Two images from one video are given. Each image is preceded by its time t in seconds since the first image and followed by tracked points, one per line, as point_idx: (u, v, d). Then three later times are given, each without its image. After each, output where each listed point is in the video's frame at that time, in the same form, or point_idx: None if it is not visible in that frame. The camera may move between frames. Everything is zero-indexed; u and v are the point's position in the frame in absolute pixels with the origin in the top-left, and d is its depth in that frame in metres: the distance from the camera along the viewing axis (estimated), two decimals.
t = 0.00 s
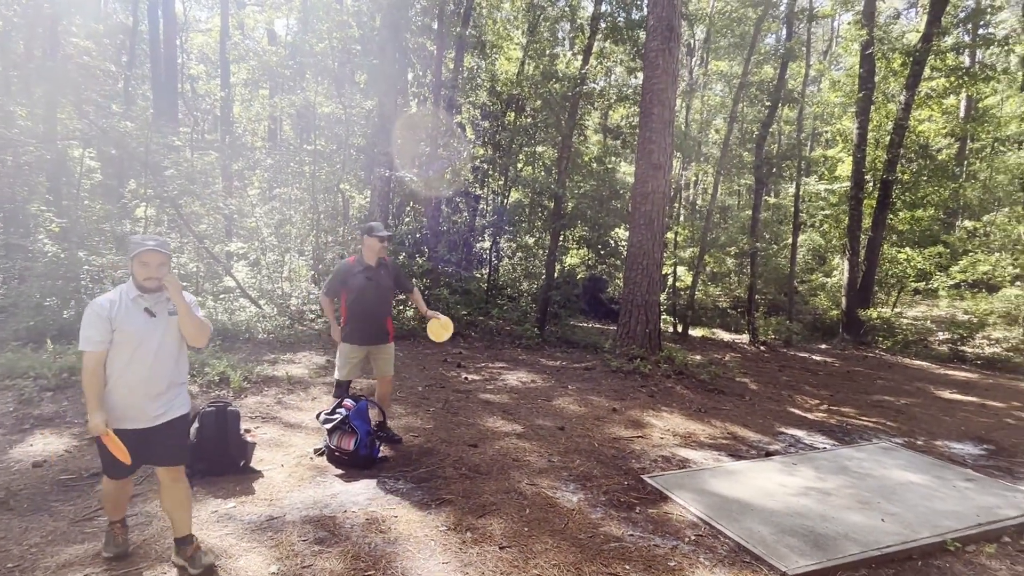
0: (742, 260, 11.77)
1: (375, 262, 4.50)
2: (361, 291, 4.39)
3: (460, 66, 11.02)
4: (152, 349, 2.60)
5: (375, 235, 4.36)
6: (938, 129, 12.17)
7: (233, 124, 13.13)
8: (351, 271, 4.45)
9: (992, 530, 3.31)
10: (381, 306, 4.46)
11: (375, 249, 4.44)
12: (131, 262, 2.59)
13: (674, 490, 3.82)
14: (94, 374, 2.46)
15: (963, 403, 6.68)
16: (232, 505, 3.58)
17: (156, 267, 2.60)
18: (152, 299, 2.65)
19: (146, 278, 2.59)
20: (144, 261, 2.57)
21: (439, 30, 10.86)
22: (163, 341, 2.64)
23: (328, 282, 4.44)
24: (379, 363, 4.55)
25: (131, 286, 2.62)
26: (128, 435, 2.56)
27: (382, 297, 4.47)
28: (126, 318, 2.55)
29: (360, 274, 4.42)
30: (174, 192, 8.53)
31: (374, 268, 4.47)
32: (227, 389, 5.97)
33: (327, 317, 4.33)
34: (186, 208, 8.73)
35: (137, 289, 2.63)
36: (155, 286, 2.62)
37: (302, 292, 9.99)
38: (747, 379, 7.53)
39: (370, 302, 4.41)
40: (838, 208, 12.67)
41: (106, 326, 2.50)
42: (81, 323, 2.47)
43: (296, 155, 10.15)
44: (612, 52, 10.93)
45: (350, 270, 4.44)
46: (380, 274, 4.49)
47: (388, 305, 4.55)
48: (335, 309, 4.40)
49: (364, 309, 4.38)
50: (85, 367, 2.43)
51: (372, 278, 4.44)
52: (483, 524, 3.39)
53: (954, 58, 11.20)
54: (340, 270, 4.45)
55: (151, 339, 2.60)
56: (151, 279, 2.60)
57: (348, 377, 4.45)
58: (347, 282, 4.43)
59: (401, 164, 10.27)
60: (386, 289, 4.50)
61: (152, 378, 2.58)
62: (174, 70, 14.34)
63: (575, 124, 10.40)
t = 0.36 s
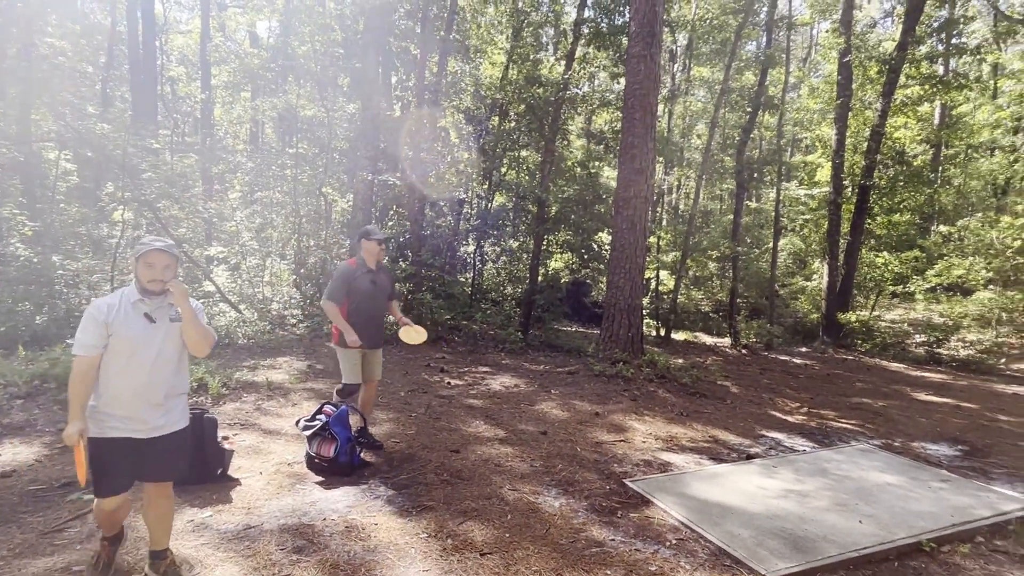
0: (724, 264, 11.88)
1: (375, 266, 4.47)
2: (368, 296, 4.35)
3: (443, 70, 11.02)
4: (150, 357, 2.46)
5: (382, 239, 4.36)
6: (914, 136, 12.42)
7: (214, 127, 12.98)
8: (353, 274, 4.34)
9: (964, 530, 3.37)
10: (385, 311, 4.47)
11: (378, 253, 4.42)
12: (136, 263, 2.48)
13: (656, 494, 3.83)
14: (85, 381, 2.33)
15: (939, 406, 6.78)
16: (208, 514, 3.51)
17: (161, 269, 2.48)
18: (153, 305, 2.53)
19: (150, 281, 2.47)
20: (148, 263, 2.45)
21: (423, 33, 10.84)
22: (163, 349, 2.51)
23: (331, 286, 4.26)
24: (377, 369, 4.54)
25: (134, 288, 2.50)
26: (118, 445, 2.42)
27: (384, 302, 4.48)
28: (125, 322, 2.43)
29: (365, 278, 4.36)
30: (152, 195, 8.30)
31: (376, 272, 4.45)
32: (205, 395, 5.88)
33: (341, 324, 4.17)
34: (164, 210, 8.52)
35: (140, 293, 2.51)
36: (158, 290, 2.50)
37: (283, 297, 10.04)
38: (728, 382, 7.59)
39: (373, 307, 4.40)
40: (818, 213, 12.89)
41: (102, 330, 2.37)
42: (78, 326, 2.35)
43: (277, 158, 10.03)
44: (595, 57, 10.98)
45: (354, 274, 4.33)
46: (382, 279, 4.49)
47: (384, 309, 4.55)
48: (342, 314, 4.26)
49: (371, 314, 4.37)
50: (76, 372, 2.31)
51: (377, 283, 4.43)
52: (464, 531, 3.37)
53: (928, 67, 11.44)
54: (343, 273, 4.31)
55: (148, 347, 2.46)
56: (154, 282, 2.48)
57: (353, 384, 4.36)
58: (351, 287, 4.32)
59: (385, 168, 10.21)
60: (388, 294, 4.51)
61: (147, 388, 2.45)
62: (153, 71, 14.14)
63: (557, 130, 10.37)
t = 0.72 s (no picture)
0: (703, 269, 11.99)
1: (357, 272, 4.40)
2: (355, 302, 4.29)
3: (424, 76, 11.01)
4: (122, 380, 2.28)
5: (364, 244, 4.33)
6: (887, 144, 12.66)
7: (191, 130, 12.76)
8: (336, 282, 4.25)
9: (936, 532, 3.41)
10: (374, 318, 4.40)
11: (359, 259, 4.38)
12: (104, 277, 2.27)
13: (635, 502, 3.81)
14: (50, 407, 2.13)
15: (911, 409, 6.91)
16: (178, 526, 3.42)
17: (133, 283, 2.29)
18: (123, 321, 2.32)
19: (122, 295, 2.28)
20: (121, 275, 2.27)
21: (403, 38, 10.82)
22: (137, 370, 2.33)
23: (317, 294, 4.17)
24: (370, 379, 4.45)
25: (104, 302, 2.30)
26: (87, 477, 2.23)
27: (370, 308, 4.42)
28: (92, 342, 2.22)
29: (349, 284, 4.29)
30: (125, 200, 8.23)
31: (359, 278, 4.39)
32: (178, 404, 5.76)
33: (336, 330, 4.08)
34: (138, 215, 8.35)
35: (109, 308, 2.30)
36: (130, 307, 2.30)
37: (260, 303, 10.01)
38: (707, 387, 7.65)
39: (359, 313, 4.33)
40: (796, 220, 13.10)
41: (66, 351, 2.16)
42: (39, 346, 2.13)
43: (255, 163, 10.25)
44: (575, 64, 11.04)
45: (337, 281, 4.25)
46: (367, 284, 4.43)
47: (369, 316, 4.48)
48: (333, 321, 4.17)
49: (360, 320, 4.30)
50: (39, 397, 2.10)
51: (360, 290, 4.36)
52: (441, 540, 3.33)
53: (899, 77, 11.70)
54: (327, 279, 4.22)
55: (119, 368, 2.27)
56: (126, 296, 2.29)
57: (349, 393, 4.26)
58: (336, 293, 4.24)
59: (364, 173, 10.14)
60: (373, 300, 4.46)
61: (119, 413, 2.27)
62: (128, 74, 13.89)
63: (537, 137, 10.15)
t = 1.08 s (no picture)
0: (682, 276, 12.11)
1: (337, 281, 4.26)
2: (332, 313, 4.15)
3: (405, 82, 11.02)
4: (74, 403, 2.08)
5: (339, 251, 4.18)
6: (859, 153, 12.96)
7: (165, 134, 12.54)
8: (312, 292, 4.17)
9: (909, 534, 3.46)
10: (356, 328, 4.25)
11: (337, 267, 4.23)
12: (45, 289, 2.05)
13: (615, 509, 3.80)
14: None
15: (885, 413, 7.05)
16: (148, 540, 3.32)
17: (79, 296, 2.08)
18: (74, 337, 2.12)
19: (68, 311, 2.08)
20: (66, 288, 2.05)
21: (384, 45, 10.81)
22: (92, 391, 2.13)
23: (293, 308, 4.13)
24: (357, 391, 4.32)
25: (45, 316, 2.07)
26: (43, 508, 2.07)
27: (352, 317, 4.26)
28: (38, 363, 2.01)
29: (326, 294, 4.18)
30: (98, 205, 8.05)
31: (338, 286, 4.25)
32: (150, 415, 5.61)
33: (305, 346, 4.02)
34: (110, 221, 8.17)
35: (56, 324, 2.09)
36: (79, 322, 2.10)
37: (237, 310, 9.85)
38: (686, 393, 7.70)
39: (339, 323, 4.18)
40: (772, 227, 13.34)
41: (9, 374, 1.96)
42: None
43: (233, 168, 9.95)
44: (555, 72, 11.12)
45: (314, 292, 4.17)
46: (348, 292, 4.28)
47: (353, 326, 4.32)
48: (308, 335, 4.10)
49: (338, 331, 4.15)
50: None
51: (337, 299, 4.21)
52: (419, 550, 3.28)
53: (871, 89, 12.00)
54: (304, 291, 4.16)
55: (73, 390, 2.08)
56: (73, 311, 2.08)
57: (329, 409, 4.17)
58: (312, 305, 4.16)
59: (344, 179, 10.06)
60: (356, 308, 4.30)
61: (73, 439, 2.10)
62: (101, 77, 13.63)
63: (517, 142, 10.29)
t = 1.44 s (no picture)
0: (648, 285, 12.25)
1: (312, 294, 3.95)
2: (303, 327, 3.86)
3: (371, 90, 10.95)
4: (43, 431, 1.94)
5: (312, 261, 3.88)
6: (815, 167, 13.45)
7: (120, 137, 12.08)
8: (285, 306, 3.90)
9: (864, 537, 3.56)
10: (330, 342, 3.93)
11: (313, 278, 3.94)
12: (32, 301, 1.97)
13: (581, 519, 3.80)
14: None
15: (840, 418, 7.27)
16: (96, 562, 3.16)
17: (62, 312, 2.01)
18: (44, 360, 1.99)
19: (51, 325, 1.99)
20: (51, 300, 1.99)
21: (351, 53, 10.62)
22: (60, 422, 1.99)
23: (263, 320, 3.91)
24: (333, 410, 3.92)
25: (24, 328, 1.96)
26: None
27: (327, 331, 3.94)
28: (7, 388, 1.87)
29: (299, 308, 3.89)
30: (46, 211, 7.70)
31: (313, 300, 3.94)
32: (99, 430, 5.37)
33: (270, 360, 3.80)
34: (59, 227, 7.83)
35: (25, 342, 1.97)
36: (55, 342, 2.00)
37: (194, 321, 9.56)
38: (650, 401, 7.80)
39: (310, 340, 3.87)
40: (733, 237, 13.76)
41: None
42: None
43: (192, 174, 9.66)
44: (522, 83, 11.20)
45: (287, 304, 3.91)
46: (325, 305, 3.96)
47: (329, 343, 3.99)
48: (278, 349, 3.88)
49: (309, 349, 3.86)
50: None
51: (310, 314, 3.89)
52: (382, 566, 3.22)
53: (825, 105, 12.45)
54: (276, 304, 3.91)
55: (42, 416, 1.94)
56: (61, 326, 2.01)
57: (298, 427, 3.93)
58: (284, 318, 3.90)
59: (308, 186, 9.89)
60: (333, 322, 3.97)
61: (38, 473, 1.94)
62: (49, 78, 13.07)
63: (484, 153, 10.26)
